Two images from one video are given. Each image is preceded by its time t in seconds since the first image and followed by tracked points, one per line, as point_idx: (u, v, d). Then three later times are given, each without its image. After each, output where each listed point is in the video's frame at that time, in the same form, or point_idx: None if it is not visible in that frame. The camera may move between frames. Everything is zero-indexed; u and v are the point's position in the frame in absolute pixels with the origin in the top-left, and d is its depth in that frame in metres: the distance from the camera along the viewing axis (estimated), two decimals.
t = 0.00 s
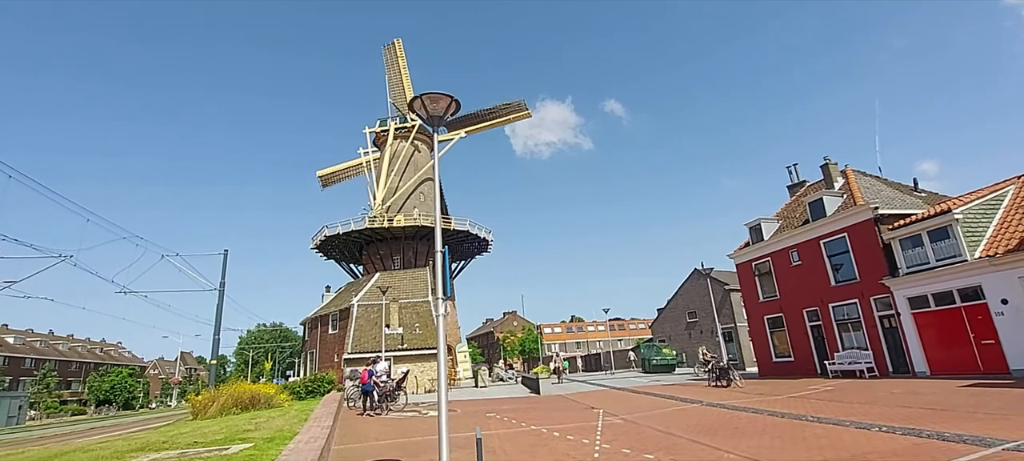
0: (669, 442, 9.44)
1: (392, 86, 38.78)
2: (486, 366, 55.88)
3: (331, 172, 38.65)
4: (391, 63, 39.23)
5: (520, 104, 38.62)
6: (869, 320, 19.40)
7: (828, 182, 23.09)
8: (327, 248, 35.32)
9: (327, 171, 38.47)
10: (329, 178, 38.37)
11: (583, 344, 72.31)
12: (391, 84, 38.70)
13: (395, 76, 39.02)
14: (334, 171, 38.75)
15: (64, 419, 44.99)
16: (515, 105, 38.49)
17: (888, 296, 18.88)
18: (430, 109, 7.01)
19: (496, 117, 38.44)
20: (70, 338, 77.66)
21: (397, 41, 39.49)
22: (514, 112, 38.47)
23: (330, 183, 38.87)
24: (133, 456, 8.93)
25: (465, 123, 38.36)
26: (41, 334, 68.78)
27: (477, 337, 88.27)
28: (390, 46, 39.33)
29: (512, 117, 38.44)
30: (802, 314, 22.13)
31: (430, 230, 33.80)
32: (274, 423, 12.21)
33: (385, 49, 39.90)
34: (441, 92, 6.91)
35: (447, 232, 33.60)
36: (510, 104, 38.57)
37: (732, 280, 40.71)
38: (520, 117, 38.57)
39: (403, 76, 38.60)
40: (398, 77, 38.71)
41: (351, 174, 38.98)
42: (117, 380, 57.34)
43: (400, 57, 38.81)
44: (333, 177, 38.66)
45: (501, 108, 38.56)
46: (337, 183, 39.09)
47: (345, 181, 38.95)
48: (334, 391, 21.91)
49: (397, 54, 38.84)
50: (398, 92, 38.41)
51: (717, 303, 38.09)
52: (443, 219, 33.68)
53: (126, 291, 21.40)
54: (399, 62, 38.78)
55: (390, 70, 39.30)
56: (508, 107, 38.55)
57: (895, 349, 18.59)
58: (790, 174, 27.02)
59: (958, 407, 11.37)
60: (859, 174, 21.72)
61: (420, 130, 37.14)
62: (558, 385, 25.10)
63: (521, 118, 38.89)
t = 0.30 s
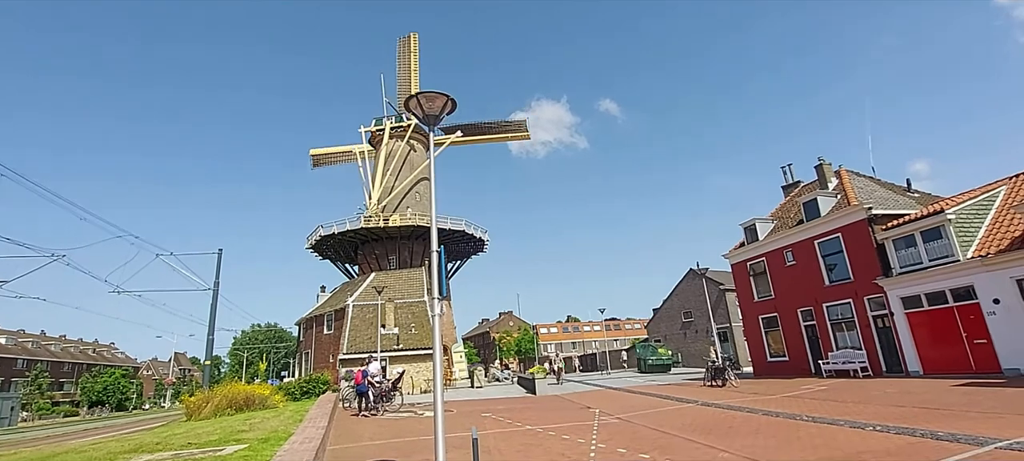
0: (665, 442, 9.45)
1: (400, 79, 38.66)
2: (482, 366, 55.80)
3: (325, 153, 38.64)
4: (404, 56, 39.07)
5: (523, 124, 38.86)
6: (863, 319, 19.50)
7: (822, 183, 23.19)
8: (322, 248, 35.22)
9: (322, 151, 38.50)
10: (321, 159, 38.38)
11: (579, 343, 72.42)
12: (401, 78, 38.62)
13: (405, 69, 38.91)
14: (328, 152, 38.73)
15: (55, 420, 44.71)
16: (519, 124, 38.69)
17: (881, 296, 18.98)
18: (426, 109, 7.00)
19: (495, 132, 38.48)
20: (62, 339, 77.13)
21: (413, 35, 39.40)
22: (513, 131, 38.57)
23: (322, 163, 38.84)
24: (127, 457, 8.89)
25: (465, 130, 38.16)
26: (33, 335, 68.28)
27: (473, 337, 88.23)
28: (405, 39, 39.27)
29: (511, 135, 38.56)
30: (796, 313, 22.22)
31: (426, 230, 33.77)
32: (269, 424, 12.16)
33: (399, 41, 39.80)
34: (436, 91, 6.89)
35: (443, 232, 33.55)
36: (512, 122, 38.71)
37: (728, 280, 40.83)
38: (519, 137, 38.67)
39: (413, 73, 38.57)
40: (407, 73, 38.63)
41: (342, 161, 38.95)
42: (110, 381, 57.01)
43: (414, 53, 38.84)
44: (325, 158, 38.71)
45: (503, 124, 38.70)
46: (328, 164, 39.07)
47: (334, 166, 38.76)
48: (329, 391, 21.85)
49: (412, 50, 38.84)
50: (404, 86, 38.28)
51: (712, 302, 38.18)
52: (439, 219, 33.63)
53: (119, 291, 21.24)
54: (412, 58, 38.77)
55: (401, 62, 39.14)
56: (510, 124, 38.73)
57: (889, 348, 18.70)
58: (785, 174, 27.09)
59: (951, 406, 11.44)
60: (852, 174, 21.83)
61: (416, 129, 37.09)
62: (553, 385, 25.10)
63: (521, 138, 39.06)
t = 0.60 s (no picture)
0: (659, 440, 9.50)
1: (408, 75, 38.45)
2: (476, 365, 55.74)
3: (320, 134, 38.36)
4: (416, 54, 38.87)
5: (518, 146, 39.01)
6: (855, 318, 19.65)
7: (815, 183, 23.34)
8: (316, 247, 35.07)
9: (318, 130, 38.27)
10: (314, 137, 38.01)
11: (573, 342, 72.55)
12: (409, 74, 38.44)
13: (414, 67, 38.70)
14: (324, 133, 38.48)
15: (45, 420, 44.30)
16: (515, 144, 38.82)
17: (873, 295, 19.12)
18: (421, 108, 6.97)
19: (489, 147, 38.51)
20: (53, 338, 76.42)
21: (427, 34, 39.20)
22: (507, 151, 38.70)
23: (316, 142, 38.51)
24: (118, 457, 8.82)
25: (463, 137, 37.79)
26: (22, 335, 67.61)
27: (468, 336, 88.20)
28: (421, 36, 39.13)
29: (504, 154, 38.59)
30: (789, 312, 22.35)
31: (420, 229, 33.72)
32: (262, 424, 12.10)
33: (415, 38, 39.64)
34: (432, 90, 6.90)
35: (437, 231, 33.48)
36: (508, 142, 38.88)
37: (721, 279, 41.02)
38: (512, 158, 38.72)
39: (421, 71, 38.31)
40: (417, 70, 38.47)
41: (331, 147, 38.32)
42: (101, 381, 56.54)
43: (427, 52, 38.71)
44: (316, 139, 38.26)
45: (499, 142, 38.76)
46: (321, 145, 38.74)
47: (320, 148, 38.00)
48: (323, 391, 21.80)
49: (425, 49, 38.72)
50: (409, 82, 37.96)
51: (706, 301, 38.65)
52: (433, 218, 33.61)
53: (110, 291, 21.06)
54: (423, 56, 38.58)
55: (411, 60, 38.92)
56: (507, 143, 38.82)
57: (880, 347, 18.86)
58: (778, 174, 27.23)
59: (941, 403, 11.56)
60: (845, 174, 21.98)
61: (410, 128, 37.01)
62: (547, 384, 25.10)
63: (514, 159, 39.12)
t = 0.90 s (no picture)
0: (655, 439, 9.50)
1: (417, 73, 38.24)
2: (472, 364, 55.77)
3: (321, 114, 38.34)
4: (430, 55, 38.64)
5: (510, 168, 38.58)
6: (850, 318, 19.71)
7: (811, 182, 23.39)
8: (312, 245, 34.98)
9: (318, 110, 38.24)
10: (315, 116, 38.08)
11: (569, 342, 72.66)
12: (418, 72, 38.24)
13: (426, 68, 38.38)
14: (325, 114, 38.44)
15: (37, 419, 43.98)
16: (509, 165, 38.49)
17: (868, 294, 19.17)
18: (417, 106, 6.94)
19: (480, 162, 38.27)
20: (46, 337, 75.95)
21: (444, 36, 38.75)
22: (497, 170, 38.33)
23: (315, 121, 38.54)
24: (111, 456, 8.78)
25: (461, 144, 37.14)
26: (16, 333, 67.14)
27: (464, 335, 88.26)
28: (437, 37, 38.68)
29: (494, 171, 38.31)
30: (785, 312, 22.40)
31: (416, 228, 33.71)
32: (257, 423, 12.06)
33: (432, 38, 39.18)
34: (429, 89, 6.88)
35: (433, 230, 33.42)
36: (501, 162, 38.52)
37: (717, 279, 41.09)
38: (499, 178, 38.31)
39: (431, 73, 37.92)
40: (427, 70, 38.18)
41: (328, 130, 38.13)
42: (95, 379, 56.26)
43: (440, 55, 38.33)
44: (316, 118, 38.18)
45: (494, 160, 38.47)
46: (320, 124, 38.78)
47: (317, 127, 37.84)
48: (319, 390, 21.73)
49: (439, 51, 38.36)
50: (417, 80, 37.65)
51: (701, 301, 38.62)
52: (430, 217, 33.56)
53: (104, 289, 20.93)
54: (435, 58, 38.25)
55: (425, 60, 38.65)
56: (501, 162, 38.52)
57: (875, 347, 18.92)
58: (775, 174, 27.26)
59: (936, 403, 11.59)
60: (841, 174, 22.04)
61: (407, 127, 36.94)
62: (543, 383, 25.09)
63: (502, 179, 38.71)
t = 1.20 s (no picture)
0: (655, 443, 9.49)
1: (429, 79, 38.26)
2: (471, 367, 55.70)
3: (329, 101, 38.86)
4: (445, 65, 38.68)
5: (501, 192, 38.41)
6: (851, 321, 19.69)
7: (810, 185, 23.39)
8: (312, 249, 34.98)
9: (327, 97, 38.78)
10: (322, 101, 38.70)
11: (568, 345, 72.55)
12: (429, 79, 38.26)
13: (439, 76, 38.40)
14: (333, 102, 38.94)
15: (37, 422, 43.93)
16: (501, 189, 38.38)
17: (869, 298, 19.16)
18: (416, 109, 6.96)
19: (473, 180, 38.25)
20: (46, 340, 75.90)
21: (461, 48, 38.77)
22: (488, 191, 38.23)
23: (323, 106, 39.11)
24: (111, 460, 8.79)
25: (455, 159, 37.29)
26: (16, 336, 67.10)
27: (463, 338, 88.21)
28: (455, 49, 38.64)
29: (483, 191, 38.15)
30: (786, 315, 22.37)
31: (416, 231, 33.74)
32: (256, 426, 12.06)
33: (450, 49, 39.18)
34: (427, 92, 6.90)
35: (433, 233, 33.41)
36: (494, 185, 38.44)
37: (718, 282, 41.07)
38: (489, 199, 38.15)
39: (443, 83, 37.89)
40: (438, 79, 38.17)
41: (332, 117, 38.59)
42: (94, 382, 56.27)
43: (454, 67, 38.29)
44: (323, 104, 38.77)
45: (487, 181, 38.43)
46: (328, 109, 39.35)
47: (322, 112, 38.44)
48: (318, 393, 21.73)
49: (455, 63, 38.40)
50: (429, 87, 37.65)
51: (702, 304, 38.55)
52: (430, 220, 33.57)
53: (104, 292, 20.95)
54: (449, 69, 38.25)
55: (440, 68, 38.66)
56: (494, 184, 38.42)
57: (876, 350, 18.90)
58: (775, 177, 27.25)
59: (937, 406, 11.56)
60: (840, 177, 22.06)
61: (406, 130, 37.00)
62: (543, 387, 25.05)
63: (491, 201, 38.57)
